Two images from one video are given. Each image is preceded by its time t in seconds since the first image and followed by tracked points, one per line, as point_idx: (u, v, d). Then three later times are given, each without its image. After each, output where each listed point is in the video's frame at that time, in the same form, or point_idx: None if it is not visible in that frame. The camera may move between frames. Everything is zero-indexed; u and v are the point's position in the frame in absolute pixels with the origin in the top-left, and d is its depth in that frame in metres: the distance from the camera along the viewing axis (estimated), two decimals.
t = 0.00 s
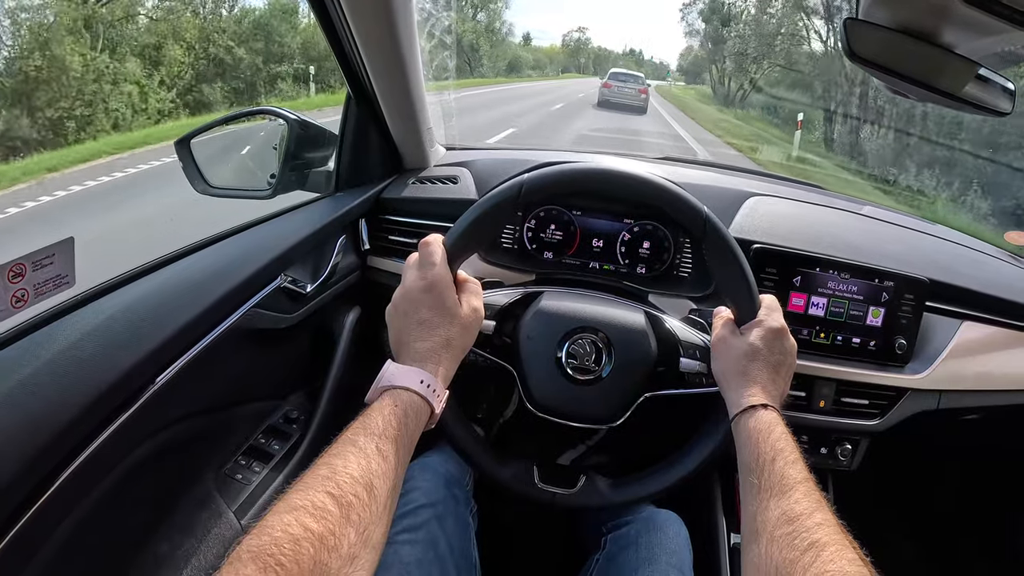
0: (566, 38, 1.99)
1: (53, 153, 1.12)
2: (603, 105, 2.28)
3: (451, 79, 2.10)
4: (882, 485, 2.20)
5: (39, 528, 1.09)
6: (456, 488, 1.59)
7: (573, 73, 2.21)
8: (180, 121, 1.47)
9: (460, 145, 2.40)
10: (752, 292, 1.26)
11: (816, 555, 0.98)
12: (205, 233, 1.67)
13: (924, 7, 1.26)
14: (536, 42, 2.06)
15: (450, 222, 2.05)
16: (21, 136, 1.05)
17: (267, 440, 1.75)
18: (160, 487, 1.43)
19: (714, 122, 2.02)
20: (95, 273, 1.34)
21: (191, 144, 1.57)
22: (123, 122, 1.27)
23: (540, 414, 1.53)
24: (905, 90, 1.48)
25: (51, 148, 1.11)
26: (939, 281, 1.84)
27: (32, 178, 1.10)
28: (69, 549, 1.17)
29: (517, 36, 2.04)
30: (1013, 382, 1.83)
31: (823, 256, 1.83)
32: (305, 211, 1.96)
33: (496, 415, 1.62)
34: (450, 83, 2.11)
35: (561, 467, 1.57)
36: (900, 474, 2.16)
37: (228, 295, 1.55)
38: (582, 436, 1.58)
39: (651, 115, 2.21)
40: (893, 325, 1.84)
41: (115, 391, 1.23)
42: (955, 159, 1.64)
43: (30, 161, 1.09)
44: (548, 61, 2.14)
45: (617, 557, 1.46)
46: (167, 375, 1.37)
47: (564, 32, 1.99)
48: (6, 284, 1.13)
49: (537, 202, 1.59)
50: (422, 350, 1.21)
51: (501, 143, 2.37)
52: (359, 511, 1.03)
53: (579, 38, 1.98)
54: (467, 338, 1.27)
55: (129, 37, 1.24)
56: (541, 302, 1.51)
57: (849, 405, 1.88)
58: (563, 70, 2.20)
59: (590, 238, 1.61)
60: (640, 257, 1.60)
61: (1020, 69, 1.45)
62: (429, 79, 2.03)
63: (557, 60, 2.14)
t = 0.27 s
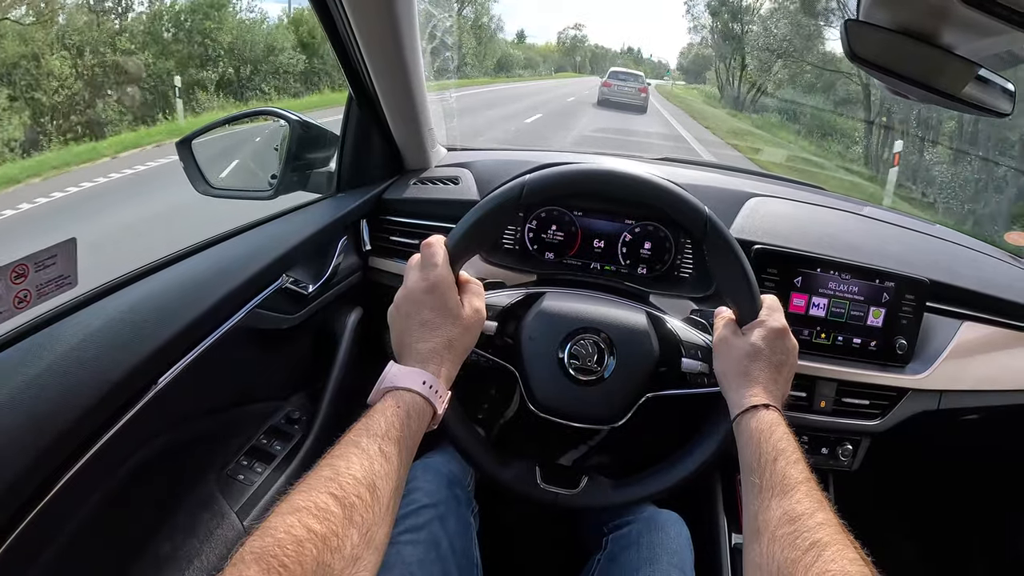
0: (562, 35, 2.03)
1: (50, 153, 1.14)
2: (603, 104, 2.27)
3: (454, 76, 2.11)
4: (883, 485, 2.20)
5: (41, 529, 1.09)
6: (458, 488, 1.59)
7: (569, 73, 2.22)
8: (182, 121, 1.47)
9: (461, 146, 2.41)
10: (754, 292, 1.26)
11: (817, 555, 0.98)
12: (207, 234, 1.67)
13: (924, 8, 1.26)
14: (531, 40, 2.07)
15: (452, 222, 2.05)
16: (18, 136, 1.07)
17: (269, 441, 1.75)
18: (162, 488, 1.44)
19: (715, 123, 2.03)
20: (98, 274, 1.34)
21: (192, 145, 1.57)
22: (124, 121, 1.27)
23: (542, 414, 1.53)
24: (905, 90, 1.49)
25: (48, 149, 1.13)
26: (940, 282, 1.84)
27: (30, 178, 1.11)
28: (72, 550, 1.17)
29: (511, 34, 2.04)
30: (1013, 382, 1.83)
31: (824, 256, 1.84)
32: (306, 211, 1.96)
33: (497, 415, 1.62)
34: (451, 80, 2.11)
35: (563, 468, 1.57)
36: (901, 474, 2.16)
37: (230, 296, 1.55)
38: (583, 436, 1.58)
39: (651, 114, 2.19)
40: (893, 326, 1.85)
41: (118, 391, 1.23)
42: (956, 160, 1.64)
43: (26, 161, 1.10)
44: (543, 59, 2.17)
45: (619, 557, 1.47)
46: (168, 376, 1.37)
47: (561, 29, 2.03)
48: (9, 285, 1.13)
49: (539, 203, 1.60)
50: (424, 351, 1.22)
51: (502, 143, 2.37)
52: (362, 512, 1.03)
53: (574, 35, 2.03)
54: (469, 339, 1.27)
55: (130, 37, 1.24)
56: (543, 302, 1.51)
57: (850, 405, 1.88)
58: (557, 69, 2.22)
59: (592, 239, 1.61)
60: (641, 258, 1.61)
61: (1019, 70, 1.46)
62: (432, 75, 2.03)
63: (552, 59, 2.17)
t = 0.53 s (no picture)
0: (558, 33, 2.02)
1: (53, 152, 1.12)
2: (605, 104, 2.23)
3: (456, 76, 2.09)
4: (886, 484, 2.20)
5: (39, 530, 1.07)
6: (461, 488, 1.58)
7: (565, 72, 2.20)
8: (183, 118, 1.45)
9: (462, 144, 2.39)
10: (761, 290, 1.25)
11: (827, 555, 0.97)
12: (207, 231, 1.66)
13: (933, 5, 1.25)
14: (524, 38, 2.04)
15: (453, 220, 2.04)
16: (20, 136, 1.04)
17: (270, 440, 1.73)
18: (162, 488, 1.42)
19: (718, 120, 2.02)
20: (97, 271, 1.33)
21: (195, 142, 1.55)
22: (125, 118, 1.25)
23: (545, 413, 1.52)
24: (912, 87, 1.48)
25: (50, 148, 1.10)
26: (944, 280, 1.84)
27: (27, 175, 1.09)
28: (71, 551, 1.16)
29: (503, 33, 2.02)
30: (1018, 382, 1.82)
31: (829, 254, 1.83)
32: (307, 208, 1.95)
33: (500, 413, 1.61)
34: (453, 78, 2.08)
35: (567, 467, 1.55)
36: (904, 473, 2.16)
37: (229, 294, 1.53)
38: (586, 435, 1.57)
39: (651, 112, 2.17)
40: (898, 324, 1.84)
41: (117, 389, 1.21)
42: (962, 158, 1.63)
43: (29, 161, 1.07)
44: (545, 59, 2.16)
45: (624, 557, 1.45)
46: (168, 374, 1.35)
47: (556, 27, 2.01)
48: (5, 281, 1.11)
49: (542, 201, 1.58)
50: (428, 349, 1.20)
51: (503, 141, 2.36)
52: (366, 513, 1.02)
53: (571, 33, 2.02)
54: (473, 337, 1.26)
55: (131, 32, 1.22)
56: (547, 300, 1.49)
57: (854, 404, 1.87)
58: (552, 67, 2.20)
59: (595, 237, 1.60)
60: (646, 255, 1.59)
61: None
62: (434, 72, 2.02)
63: (546, 58, 2.16)
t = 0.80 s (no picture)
0: (553, 31, 1.99)
1: (52, 152, 1.13)
2: (605, 104, 2.28)
3: (453, 77, 2.11)
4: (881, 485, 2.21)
5: (42, 530, 1.09)
6: (458, 489, 1.60)
7: (560, 71, 2.21)
8: (180, 120, 1.46)
9: (460, 146, 2.40)
10: (754, 293, 1.26)
11: (816, 556, 0.98)
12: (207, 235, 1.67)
13: (924, 10, 1.26)
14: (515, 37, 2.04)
15: (451, 223, 2.05)
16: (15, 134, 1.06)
17: (269, 441, 1.75)
18: (162, 487, 1.44)
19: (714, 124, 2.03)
20: (98, 275, 1.34)
21: (191, 144, 1.57)
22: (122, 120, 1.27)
23: (541, 415, 1.53)
24: (906, 91, 1.49)
25: (48, 148, 1.12)
26: (939, 283, 1.85)
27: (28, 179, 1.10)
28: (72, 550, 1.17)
29: (495, 32, 2.02)
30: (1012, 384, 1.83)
31: (823, 257, 1.84)
32: (306, 211, 1.96)
33: (497, 415, 1.62)
34: (450, 80, 2.10)
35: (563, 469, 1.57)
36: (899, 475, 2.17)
37: (229, 297, 1.55)
38: (582, 437, 1.58)
39: (651, 113, 2.21)
40: (893, 327, 1.84)
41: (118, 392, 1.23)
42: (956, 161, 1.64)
43: (26, 160, 1.09)
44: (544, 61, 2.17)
45: (619, 558, 1.47)
46: (169, 376, 1.37)
47: (550, 26, 1.98)
48: (8, 286, 1.13)
49: (538, 204, 1.56)
50: (424, 352, 1.22)
51: (501, 144, 2.37)
52: (362, 512, 1.03)
53: (566, 32, 1.98)
54: (469, 339, 1.27)
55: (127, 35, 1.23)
56: (543, 303, 1.51)
57: (849, 406, 1.88)
58: (545, 67, 2.20)
59: (592, 239, 1.61)
60: (642, 258, 1.59)
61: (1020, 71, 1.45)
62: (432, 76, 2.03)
63: (538, 58, 2.15)
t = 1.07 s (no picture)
0: (547, 29, 1.99)
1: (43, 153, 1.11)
2: (604, 104, 2.23)
3: (451, 78, 2.12)
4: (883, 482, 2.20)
5: (37, 529, 1.08)
6: (457, 486, 1.58)
7: (554, 71, 2.18)
8: (178, 118, 1.45)
9: (460, 143, 2.40)
10: (756, 288, 1.25)
11: (820, 554, 0.97)
12: (204, 231, 1.66)
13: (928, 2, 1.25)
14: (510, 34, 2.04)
15: (450, 220, 2.04)
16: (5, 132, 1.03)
17: (267, 439, 1.74)
18: (159, 486, 1.42)
19: (715, 119, 2.01)
20: (93, 271, 1.33)
21: (191, 143, 1.56)
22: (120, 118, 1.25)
23: (541, 412, 1.52)
24: (909, 84, 1.47)
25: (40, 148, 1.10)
26: (941, 278, 1.83)
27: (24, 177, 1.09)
28: (68, 550, 1.16)
29: (485, 31, 2.03)
30: (1015, 379, 1.82)
31: (825, 252, 1.83)
32: (304, 208, 1.95)
33: (497, 411, 1.60)
34: (450, 81, 2.12)
35: (563, 465, 1.55)
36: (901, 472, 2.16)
37: (227, 293, 1.54)
38: (583, 433, 1.56)
39: (651, 112, 2.16)
40: (895, 322, 1.83)
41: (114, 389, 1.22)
42: (958, 155, 1.63)
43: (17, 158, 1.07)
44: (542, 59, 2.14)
45: (620, 555, 1.46)
46: (165, 373, 1.36)
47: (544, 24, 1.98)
48: (2, 282, 1.11)
49: (538, 200, 1.56)
50: (422, 348, 1.20)
51: (500, 140, 2.36)
52: (360, 511, 1.02)
53: (561, 30, 1.98)
54: (468, 335, 1.26)
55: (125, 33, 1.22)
56: (542, 298, 1.50)
57: (851, 402, 1.87)
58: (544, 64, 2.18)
59: (592, 235, 1.59)
60: (642, 254, 1.59)
61: None
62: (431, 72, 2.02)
63: (534, 57, 2.13)
